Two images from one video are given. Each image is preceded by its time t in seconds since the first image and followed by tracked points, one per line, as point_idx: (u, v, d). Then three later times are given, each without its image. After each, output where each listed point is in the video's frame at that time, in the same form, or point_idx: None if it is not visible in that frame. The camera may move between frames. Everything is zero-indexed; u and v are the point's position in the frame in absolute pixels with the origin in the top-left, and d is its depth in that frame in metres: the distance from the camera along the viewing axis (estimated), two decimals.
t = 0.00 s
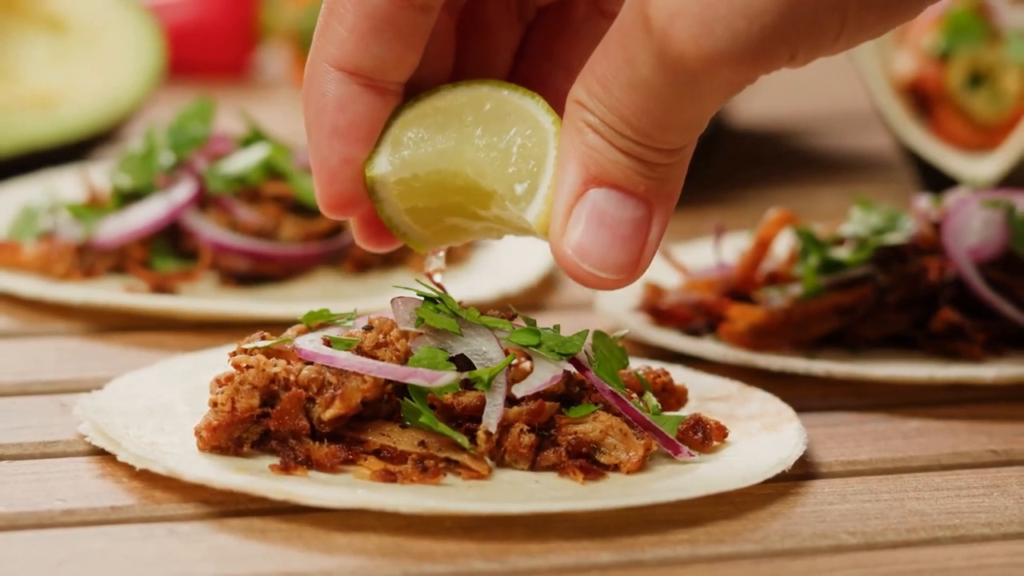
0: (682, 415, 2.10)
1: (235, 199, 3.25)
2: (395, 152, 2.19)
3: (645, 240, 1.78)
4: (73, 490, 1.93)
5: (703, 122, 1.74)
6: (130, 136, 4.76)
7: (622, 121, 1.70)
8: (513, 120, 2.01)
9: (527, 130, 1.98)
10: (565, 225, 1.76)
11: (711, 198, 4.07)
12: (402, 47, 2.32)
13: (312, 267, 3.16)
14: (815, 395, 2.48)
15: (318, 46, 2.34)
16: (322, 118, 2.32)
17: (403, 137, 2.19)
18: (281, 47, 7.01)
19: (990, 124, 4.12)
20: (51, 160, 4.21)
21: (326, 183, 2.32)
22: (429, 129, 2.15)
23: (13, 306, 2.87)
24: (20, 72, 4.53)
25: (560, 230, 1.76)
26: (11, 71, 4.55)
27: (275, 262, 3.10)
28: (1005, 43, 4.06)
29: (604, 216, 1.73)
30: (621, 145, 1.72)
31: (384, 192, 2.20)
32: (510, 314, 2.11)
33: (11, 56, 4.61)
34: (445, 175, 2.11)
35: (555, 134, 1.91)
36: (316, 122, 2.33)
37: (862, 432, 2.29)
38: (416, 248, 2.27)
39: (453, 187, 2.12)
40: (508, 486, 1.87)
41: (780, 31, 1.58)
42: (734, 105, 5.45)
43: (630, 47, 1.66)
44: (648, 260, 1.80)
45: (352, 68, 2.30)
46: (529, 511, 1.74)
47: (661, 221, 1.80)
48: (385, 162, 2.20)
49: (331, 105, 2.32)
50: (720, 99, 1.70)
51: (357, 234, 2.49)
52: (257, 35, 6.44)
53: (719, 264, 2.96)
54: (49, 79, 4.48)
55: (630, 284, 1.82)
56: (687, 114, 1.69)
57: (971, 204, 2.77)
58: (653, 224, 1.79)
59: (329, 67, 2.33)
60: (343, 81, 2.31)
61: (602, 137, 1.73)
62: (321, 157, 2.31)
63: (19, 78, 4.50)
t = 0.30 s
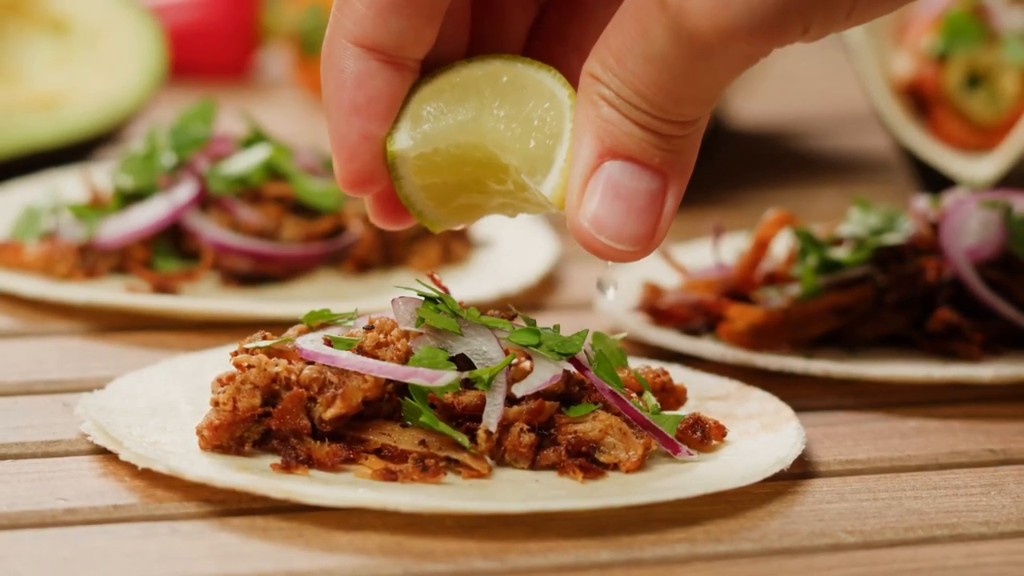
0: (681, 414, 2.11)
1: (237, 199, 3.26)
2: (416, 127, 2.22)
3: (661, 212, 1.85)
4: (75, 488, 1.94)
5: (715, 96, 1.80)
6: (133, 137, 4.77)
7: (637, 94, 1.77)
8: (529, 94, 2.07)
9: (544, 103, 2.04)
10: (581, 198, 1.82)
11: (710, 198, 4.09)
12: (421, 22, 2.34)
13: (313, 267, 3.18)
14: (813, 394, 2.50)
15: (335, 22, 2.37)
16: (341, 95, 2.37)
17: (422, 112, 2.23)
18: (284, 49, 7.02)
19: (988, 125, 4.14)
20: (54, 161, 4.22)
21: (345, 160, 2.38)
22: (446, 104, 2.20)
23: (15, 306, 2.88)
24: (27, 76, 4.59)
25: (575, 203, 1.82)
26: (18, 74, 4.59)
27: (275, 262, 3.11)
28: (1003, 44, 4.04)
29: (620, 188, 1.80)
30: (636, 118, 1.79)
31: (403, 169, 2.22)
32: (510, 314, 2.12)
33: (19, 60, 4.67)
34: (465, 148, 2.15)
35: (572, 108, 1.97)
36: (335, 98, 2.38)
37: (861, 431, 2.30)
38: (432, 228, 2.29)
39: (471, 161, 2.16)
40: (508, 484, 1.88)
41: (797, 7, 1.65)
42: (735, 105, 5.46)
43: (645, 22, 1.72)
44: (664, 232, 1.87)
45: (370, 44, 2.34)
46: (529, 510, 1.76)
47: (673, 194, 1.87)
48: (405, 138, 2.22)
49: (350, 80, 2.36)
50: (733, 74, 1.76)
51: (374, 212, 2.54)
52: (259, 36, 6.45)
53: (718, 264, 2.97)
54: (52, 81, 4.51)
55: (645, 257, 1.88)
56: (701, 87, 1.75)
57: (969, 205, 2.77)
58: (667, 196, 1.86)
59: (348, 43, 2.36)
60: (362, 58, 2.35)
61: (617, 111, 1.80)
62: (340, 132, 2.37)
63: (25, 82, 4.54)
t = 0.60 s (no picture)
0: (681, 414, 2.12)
1: (238, 200, 3.27)
2: (434, 111, 2.17)
3: (671, 194, 1.86)
4: (77, 487, 1.96)
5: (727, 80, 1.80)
6: (135, 138, 4.79)
7: (649, 77, 1.77)
8: (545, 78, 2.06)
9: (560, 87, 2.03)
10: (592, 178, 1.83)
11: (710, 198, 4.10)
12: (438, 7, 2.33)
13: (314, 267, 3.20)
14: (812, 393, 2.51)
15: (352, 8, 2.36)
16: (359, 81, 2.35)
17: (439, 96, 2.18)
18: (285, 50, 7.04)
19: (984, 126, 4.13)
20: (56, 162, 4.23)
21: (363, 145, 2.34)
22: (461, 87, 2.15)
23: (18, 306, 2.90)
24: (29, 77, 4.60)
25: (586, 182, 1.83)
26: (20, 75, 4.61)
27: (277, 262, 3.12)
28: (1001, 45, 4.06)
29: (630, 169, 1.80)
30: (647, 100, 1.79)
31: (421, 153, 2.16)
32: (510, 314, 2.13)
33: (21, 61, 4.68)
34: (483, 129, 2.11)
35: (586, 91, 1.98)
36: (353, 84, 2.36)
37: (859, 430, 2.32)
38: (447, 218, 2.23)
39: (485, 145, 2.13)
40: (508, 483, 1.89)
41: None
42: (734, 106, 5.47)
43: (657, 5, 1.72)
44: (673, 214, 1.87)
45: (388, 28, 2.33)
46: (528, 509, 1.77)
47: (683, 176, 1.88)
48: (424, 121, 2.16)
49: (367, 65, 2.34)
50: (745, 58, 1.76)
51: (387, 199, 2.57)
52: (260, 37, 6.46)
53: (717, 264, 2.98)
54: (53, 81, 4.52)
55: (654, 239, 1.89)
56: (713, 70, 1.75)
57: (966, 204, 2.78)
58: (676, 178, 1.86)
59: (365, 28, 2.36)
60: (380, 42, 2.34)
61: (628, 93, 1.80)
62: (358, 117, 2.34)
63: (27, 83, 4.55)
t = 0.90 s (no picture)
0: (680, 414, 2.13)
1: (239, 201, 3.28)
2: (433, 99, 2.18)
3: (663, 186, 1.84)
4: (80, 486, 1.97)
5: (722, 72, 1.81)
6: (137, 139, 4.80)
7: (645, 67, 1.77)
8: (541, 67, 2.07)
9: (556, 77, 2.03)
10: (584, 167, 1.81)
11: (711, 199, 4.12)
12: None
13: (315, 267, 3.21)
14: (811, 392, 2.52)
15: None
16: (359, 68, 2.37)
17: (439, 84, 2.19)
18: (286, 50, 7.05)
19: (981, 127, 4.11)
20: (58, 163, 4.24)
21: (362, 132, 2.35)
22: (461, 76, 2.17)
23: (20, 305, 2.91)
24: (32, 78, 4.62)
25: (579, 171, 1.81)
26: (22, 77, 4.63)
27: (278, 262, 3.13)
28: (998, 46, 4.06)
29: (623, 159, 1.79)
30: (642, 90, 1.79)
31: (420, 141, 2.18)
32: (511, 313, 2.14)
33: (23, 62, 4.70)
34: (482, 119, 2.10)
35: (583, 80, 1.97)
36: (353, 72, 2.38)
37: (857, 430, 2.33)
38: (444, 209, 2.26)
39: (483, 136, 2.11)
40: (508, 482, 1.90)
41: None
42: (732, 107, 5.49)
43: None
44: (666, 206, 1.86)
45: (389, 17, 2.35)
46: (528, 508, 1.78)
47: (675, 169, 1.87)
48: (424, 108, 2.18)
49: (368, 53, 2.37)
50: (741, 49, 1.77)
51: (383, 189, 2.57)
52: (262, 38, 6.48)
53: (717, 265, 2.99)
54: (55, 82, 4.53)
55: (645, 231, 1.86)
56: (709, 60, 1.76)
57: (964, 205, 2.77)
58: (669, 170, 1.86)
59: (365, 16, 2.38)
60: (380, 30, 2.37)
61: (623, 83, 1.80)
62: (358, 105, 2.35)
63: (29, 84, 4.57)
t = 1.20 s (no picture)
0: (679, 413, 2.14)
1: (240, 201, 3.29)
2: (404, 92, 2.16)
3: (626, 184, 1.85)
4: (82, 485, 1.98)
5: (686, 71, 1.83)
6: (139, 139, 4.81)
7: (611, 63, 1.78)
8: (511, 61, 2.05)
9: (524, 73, 2.02)
10: (548, 162, 1.80)
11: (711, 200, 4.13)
12: None
13: (315, 267, 3.22)
14: (809, 392, 2.53)
15: None
16: (330, 60, 2.34)
17: (409, 77, 2.17)
18: (287, 51, 7.07)
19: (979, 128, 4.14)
20: (61, 163, 4.25)
21: (333, 125, 2.30)
22: (430, 70, 2.14)
23: (22, 305, 2.92)
24: (34, 79, 4.63)
25: (542, 167, 1.80)
26: (24, 78, 4.64)
27: (279, 262, 3.14)
28: (995, 48, 4.07)
29: (587, 155, 1.79)
30: (608, 87, 1.80)
31: (390, 134, 2.15)
32: (511, 313, 2.15)
33: (25, 62, 4.71)
34: (452, 110, 2.08)
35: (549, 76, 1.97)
36: (324, 65, 2.34)
37: (855, 429, 2.34)
38: (411, 205, 2.21)
39: (451, 129, 2.08)
40: (508, 482, 1.91)
41: None
42: (731, 108, 5.50)
43: None
44: (628, 204, 1.86)
45: (360, 8, 2.33)
46: (528, 507, 1.79)
47: (637, 168, 1.88)
48: (394, 101, 2.15)
49: (339, 45, 2.34)
50: (705, 49, 1.79)
51: (352, 184, 2.49)
52: (263, 38, 6.49)
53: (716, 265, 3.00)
54: (58, 83, 4.54)
55: (606, 229, 1.86)
56: (675, 58, 1.78)
57: (962, 205, 2.79)
58: (632, 168, 1.86)
59: (337, 8, 2.37)
60: (351, 22, 2.34)
61: (589, 79, 1.80)
62: (329, 98, 2.31)
63: (32, 84, 4.58)
